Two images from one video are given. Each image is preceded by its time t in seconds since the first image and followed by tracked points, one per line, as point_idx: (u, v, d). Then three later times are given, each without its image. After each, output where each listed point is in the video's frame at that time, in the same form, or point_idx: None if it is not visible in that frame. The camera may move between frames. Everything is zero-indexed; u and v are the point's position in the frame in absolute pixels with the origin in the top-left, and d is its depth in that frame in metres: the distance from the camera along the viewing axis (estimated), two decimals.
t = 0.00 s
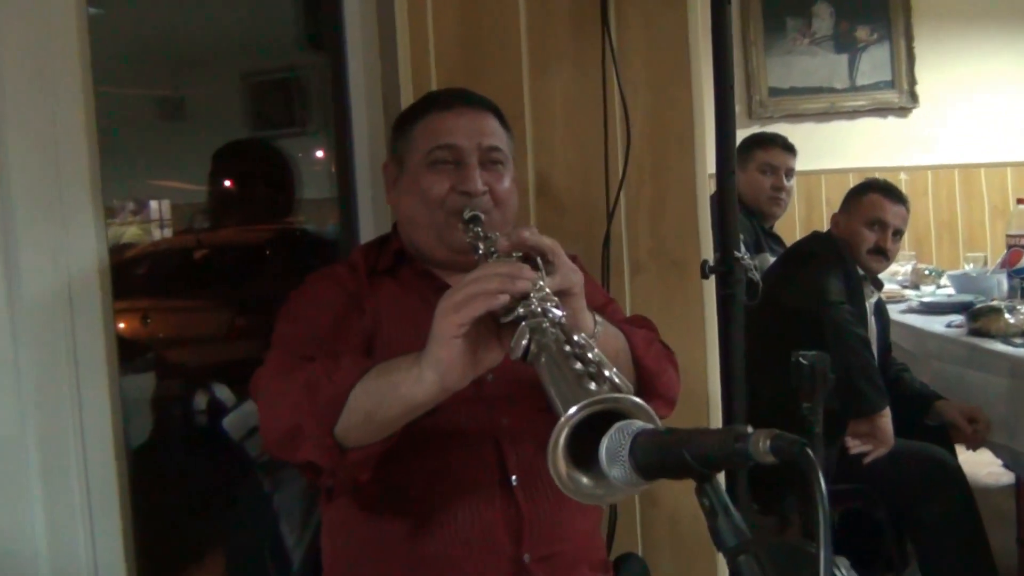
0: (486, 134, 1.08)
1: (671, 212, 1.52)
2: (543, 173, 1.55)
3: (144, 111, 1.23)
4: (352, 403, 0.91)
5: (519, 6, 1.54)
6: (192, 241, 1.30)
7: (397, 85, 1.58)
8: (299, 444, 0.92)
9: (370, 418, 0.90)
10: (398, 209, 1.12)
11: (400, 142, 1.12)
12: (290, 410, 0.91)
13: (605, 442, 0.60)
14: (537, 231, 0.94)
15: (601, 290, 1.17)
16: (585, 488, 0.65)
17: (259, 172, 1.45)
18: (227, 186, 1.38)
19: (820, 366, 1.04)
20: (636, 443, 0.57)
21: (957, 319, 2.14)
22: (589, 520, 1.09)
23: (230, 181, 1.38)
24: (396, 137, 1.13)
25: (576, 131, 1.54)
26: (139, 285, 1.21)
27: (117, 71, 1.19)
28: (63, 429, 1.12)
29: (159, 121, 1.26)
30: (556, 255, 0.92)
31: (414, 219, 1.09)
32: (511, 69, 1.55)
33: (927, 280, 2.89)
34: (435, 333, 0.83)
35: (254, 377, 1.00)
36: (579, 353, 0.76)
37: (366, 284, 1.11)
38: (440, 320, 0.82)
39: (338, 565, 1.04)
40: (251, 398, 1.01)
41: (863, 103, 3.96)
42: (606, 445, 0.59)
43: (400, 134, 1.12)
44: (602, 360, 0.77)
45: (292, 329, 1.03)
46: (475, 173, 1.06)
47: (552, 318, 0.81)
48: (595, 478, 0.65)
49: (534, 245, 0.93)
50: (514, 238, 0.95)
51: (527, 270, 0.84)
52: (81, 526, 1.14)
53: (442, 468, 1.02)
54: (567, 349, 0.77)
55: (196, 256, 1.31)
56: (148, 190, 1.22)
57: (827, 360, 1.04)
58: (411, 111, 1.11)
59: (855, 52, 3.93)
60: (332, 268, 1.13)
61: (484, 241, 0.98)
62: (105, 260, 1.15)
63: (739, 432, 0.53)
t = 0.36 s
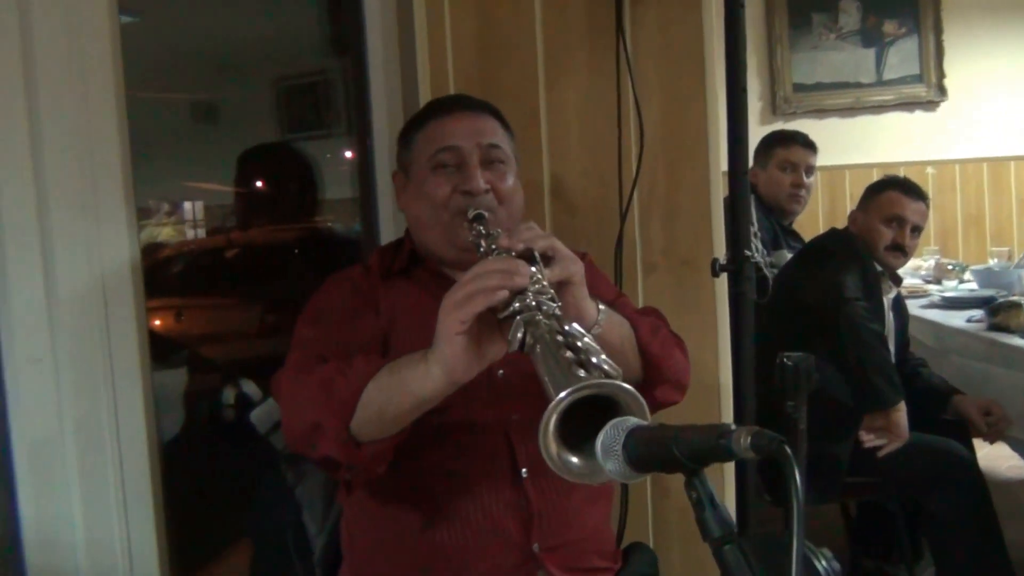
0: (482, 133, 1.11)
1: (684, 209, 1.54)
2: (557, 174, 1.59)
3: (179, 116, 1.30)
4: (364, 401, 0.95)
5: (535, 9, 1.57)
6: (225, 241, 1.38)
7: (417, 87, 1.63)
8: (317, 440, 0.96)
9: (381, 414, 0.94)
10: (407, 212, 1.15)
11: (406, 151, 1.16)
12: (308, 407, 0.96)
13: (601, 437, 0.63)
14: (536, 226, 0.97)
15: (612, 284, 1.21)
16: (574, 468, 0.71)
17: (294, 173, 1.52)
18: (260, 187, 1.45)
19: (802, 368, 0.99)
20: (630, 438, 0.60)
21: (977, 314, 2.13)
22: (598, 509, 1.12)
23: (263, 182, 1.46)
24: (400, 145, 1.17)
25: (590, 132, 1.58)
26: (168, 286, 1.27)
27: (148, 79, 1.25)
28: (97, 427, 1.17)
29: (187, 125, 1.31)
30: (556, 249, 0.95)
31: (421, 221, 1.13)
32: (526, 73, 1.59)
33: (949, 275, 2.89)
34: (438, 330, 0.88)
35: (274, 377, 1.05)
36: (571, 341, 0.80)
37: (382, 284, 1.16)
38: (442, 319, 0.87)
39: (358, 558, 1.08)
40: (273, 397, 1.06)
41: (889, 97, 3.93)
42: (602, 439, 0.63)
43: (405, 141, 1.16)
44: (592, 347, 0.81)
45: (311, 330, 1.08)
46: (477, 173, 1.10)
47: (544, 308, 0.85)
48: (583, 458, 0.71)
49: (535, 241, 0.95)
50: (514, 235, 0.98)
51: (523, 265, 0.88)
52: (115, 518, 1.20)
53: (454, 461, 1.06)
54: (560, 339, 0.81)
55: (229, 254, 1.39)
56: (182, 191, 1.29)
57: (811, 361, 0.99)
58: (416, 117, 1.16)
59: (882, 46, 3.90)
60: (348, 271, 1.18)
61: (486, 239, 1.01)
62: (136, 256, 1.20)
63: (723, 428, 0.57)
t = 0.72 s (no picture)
0: (499, 137, 1.14)
1: (699, 208, 1.56)
2: (573, 175, 1.62)
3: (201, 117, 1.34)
4: (382, 399, 0.99)
5: (551, 11, 1.60)
6: (249, 238, 1.42)
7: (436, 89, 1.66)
8: (336, 438, 1.00)
9: (398, 412, 0.98)
10: (425, 214, 1.19)
11: (424, 151, 1.18)
12: (327, 407, 1.00)
13: (611, 429, 0.66)
14: (551, 232, 1.00)
15: (625, 283, 1.24)
16: (582, 475, 0.72)
17: (314, 170, 1.55)
18: (282, 183, 1.48)
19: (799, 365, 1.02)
20: (637, 431, 0.63)
21: (995, 310, 2.14)
22: (613, 499, 1.15)
23: (284, 178, 1.49)
24: (419, 146, 1.20)
25: (605, 133, 1.60)
26: (191, 284, 1.31)
27: (176, 84, 1.29)
28: (125, 421, 1.23)
29: (210, 126, 1.35)
30: (570, 255, 0.98)
31: (440, 223, 1.16)
32: (543, 75, 1.61)
33: (970, 271, 2.88)
34: (453, 334, 0.91)
35: (294, 377, 1.09)
36: (581, 350, 0.83)
37: (399, 284, 1.19)
38: (457, 323, 0.90)
39: (379, 550, 1.12)
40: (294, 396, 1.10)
41: (911, 93, 3.91)
42: (611, 432, 0.66)
43: (422, 143, 1.19)
44: (601, 356, 0.83)
45: (330, 330, 1.11)
46: (495, 176, 1.13)
47: (556, 316, 0.88)
48: (593, 465, 0.72)
49: (550, 246, 0.97)
50: (529, 240, 1.00)
51: (533, 270, 0.91)
52: (144, 509, 1.25)
53: (470, 455, 1.09)
54: (570, 348, 0.83)
55: (253, 251, 1.42)
56: (209, 189, 1.34)
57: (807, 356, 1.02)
58: (435, 121, 1.18)
59: (904, 42, 3.88)
60: (366, 271, 1.21)
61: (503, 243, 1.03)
62: (162, 258, 1.25)
63: (722, 423, 0.59)
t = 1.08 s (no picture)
0: (519, 140, 1.17)
1: (711, 207, 1.58)
2: (587, 175, 1.64)
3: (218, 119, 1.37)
4: (403, 395, 1.02)
5: (565, 12, 1.62)
6: (263, 235, 1.44)
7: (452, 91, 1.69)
8: (357, 432, 1.03)
9: (418, 408, 1.01)
10: (445, 214, 1.21)
11: (443, 152, 1.21)
12: (349, 403, 1.03)
13: (626, 424, 0.69)
14: (570, 236, 1.03)
15: (637, 282, 1.26)
16: (597, 472, 0.75)
17: (326, 167, 1.58)
18: (296, 180, 1.51)
19: (806, 364, 1.11)
20: (651, 425, 0.66)
21: (1006, 308, 2.15)
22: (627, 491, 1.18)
23: (297, 174, 1.51)
24: (438, 147, 1.23)
25: (619, 134, 1.63)
26: (209, 281, 1.33)
27: (200, 88, 1.33)
28: (147, 417, 1.27)
29: (230, 127, 1.38)
30: (587, 259, 1.01)
31: (459, 224, 1.19)
32: (557, 76, 1.64)
33: (982, 269, 2.89)
34: (474, 334, 0.94)
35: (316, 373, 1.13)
36: (598, 353, 0.86)
37: (418, 282, 1.22)
38: (478, 323, 0.93)
39: (398, 540, 1.15)
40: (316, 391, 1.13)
41: (924, 91, 3.91)
42: (627, 426, 0.69)
43: (442, 145, 1.22)
44: (617, 359, 0.85)
45: (350, 327, 1.14)
46: (515, 178, 1.15)
47: (575, 317, 0.90)
48: (606, 465, 0.75)
49: (567, 250, 1.01)
50: (549, 242, 1.03)
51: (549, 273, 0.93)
52: (167, 502, 1.29)
53: (487, 449, 1.12)
54: (587, 350, 0.86)
55: (268, 247, 1.45)
56: (219, 185, 1.35)
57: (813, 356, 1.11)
58: (454, 123, 1.21)
59: (917, 40, 3.88)
60: (385, 269, 1.24)
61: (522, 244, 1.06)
62: (182, 258, 1.28)
63: (731, 418, 0.62)
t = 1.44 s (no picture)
0: (531, 141, 1.20)
1: (716, 206, 1.60)
2: (595, 175, 1.67)
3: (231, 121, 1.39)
4: (419, 388, 1.05)
5: (572, 12, 1.64)
6: (265, 234, 1.46)
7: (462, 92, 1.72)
8: (373, 423, 1.06)
9: (434, 400, 1.04)
10: (459, 214, 1.24)
11: (457, 154, 1.24)
12: (365, 395, 1.06)
13: (636, 415, 0.72)
14: (583, 234, 1.06)
15: (644, 281, 1.29)
16: (606, 457, 0.77)
17: (339, 167, 1.61)
18: (297, 177, 1.52)
19: (809, 356, 1.05)
20: (658, 416, 0.69)
21: (1010, 307, 2.17)
22: (633, 484, 1.20)
23: (298, 173, 1.52)
24: (452, 148, 1.26)
25: (626, 134, 1.65)
26: (221, 276, 1.36)
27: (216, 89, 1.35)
28: (165, 411, 1.30)
29: (235, 129, 1.40)
30: (599, 259, 1.03)
31: (472, 224, 1.22)
32: (565, 78, 1.66)
33: (987, 268, 2.91)
34: (489, 329, 0.97)
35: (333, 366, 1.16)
36: (611, 346, 0.88)
37: (432, 279, 1.25)
38: (493, 317, 0.96)
39: (411, 529, 1.18)
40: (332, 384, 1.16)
41: (930, 88, 3.92)
42: (636, 417, 0.72)
43: (455, 146, 1.25)
44: (627, 352, 0.88)
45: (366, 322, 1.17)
46: (527, 179, 1.18)
47: (587, 314, 0.93)
48: (618, 450, 0.77)
49: (579, 248, 1.03)
50: (561, 241, 1.06)
51: (562, 271, 0.96)
52: (182, 494, 1.32)
53: (499, 441, 1.15)
54: (600, 343, 0.88)
55: (270, 246, 1.46)
56: (221, 184, 1.37)
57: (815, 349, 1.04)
58: (467, 125, 1.24)
59: (923, 37, 3.89)
60: (399, 266, 1.27)
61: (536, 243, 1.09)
62: (200, 257, 1.31)
63: (734, 406, 0.64)
